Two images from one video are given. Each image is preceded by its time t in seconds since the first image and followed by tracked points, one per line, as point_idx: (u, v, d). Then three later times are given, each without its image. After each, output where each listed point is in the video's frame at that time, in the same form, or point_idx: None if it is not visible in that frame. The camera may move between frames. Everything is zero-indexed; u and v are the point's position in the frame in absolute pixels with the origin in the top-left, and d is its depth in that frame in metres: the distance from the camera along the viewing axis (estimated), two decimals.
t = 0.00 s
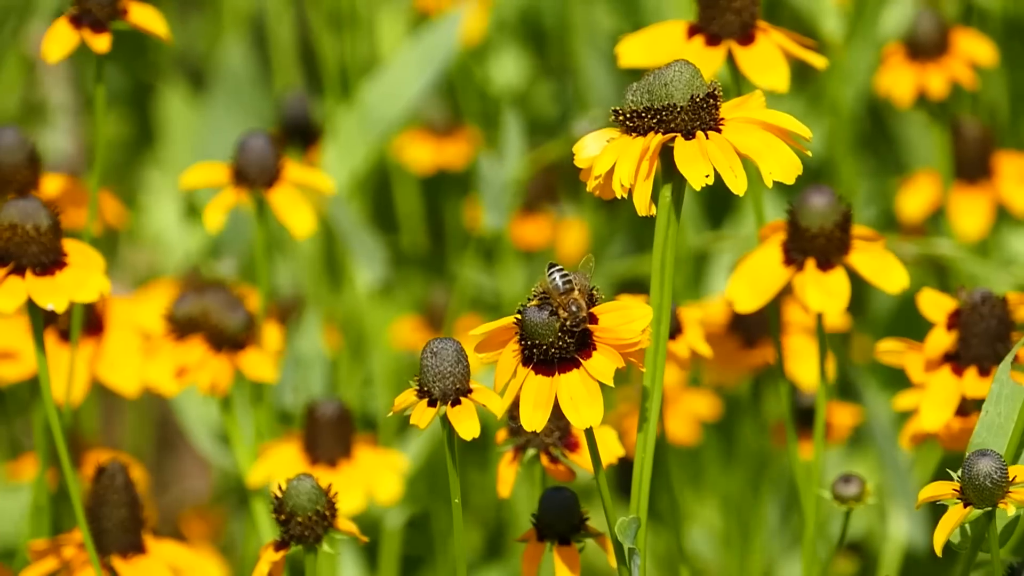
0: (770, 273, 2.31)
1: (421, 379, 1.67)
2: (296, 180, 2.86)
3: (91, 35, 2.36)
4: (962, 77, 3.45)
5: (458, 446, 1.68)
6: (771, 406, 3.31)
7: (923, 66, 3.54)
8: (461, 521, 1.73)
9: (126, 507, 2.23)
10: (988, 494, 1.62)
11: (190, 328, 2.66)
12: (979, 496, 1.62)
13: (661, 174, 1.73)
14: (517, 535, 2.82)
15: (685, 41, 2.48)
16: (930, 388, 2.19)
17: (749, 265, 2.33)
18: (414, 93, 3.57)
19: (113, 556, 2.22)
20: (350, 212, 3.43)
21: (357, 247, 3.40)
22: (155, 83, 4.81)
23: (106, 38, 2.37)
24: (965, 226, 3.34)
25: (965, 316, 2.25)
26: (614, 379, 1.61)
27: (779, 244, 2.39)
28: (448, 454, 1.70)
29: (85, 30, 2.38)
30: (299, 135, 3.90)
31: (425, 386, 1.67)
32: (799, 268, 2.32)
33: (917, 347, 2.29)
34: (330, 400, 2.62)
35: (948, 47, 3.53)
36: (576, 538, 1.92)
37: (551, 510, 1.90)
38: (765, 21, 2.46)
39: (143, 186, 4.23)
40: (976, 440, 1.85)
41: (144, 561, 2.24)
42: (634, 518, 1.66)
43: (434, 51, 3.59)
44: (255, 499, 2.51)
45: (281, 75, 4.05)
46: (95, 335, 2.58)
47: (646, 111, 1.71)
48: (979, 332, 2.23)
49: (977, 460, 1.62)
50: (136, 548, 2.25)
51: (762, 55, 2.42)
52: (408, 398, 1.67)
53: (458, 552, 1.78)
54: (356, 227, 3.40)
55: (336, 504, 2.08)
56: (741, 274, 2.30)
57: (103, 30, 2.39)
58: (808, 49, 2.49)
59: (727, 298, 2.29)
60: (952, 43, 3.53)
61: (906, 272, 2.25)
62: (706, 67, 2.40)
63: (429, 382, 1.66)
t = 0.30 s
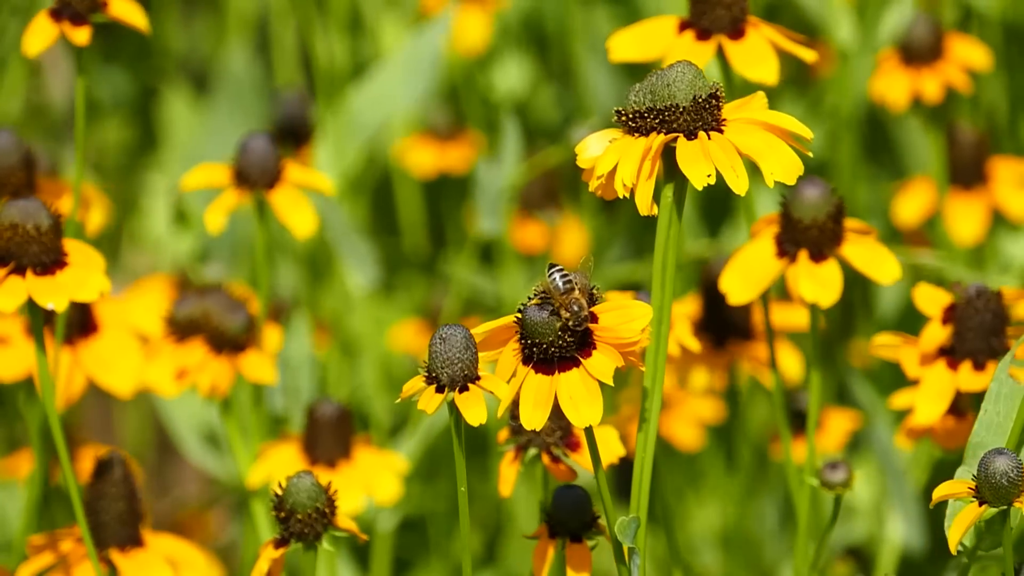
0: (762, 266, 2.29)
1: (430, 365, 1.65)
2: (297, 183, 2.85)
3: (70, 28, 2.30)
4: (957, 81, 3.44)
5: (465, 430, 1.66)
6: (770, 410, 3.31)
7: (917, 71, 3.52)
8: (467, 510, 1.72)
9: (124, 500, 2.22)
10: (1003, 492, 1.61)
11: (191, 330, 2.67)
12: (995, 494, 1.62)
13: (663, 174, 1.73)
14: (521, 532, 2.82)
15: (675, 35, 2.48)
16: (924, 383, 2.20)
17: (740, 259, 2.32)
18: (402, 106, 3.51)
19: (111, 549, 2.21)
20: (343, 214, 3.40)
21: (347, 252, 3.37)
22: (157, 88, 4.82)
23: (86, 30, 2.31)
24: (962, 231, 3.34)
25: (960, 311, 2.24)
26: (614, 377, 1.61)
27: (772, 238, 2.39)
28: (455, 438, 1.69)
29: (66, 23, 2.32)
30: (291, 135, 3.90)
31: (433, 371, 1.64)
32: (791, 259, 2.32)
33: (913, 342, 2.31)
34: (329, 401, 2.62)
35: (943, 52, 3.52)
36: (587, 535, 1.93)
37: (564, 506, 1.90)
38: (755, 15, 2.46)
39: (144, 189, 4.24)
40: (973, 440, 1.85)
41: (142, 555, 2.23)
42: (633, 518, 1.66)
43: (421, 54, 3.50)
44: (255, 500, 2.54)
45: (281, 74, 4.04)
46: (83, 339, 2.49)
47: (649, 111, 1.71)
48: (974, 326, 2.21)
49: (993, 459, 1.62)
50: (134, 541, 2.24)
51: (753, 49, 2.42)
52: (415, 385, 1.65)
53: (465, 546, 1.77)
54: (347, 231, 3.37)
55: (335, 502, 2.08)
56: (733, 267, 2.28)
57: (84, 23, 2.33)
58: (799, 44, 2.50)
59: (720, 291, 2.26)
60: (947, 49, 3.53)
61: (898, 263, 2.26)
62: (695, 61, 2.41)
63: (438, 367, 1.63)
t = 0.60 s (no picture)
0: (748, 256, 2.32)
1: (435, 361, 1.65)
2: (291, 186, 2.85)
3: (51, 25, 2.31)
4: (952, 85, 3.45)
5: (470, 426, 1.66)
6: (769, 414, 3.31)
7: (913, 76, 3.52)
8: (470, 511, 1.72)
9: (120, 496, 2.22)
10: (1007, 496, 1.61)
11: (184, 337, 2.67)
12: (999, 497, 1.62)
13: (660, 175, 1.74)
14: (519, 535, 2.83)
15: (661, 29, 2.49)
16: (911, 371, 2.21)
17: (726, 248, 2.34)
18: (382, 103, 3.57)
19: (108, 546, 2.21)
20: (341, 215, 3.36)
21: (347, 252, 3.38)
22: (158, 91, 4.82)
23: (66, 26, 2.32)
24: (957, 234, 3.33)
25: (947, 300, 2.25)
26: (613, 379, 1.61)
27: (758, 228, 2.41)
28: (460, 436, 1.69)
29: (46, 20, 2.33)
30: (284, 136, 3.91)
31: (438, 367, 1.64)
32: (776, 249, 2.34)
33: (900, 331, 2.31)
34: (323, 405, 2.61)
35: (938, 57, 3.54)
36: (595, 536, 1.92)
37: (574, 508, 1.91)
38: (740, 8, 2.46)
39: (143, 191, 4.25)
40: (971, 441, 1.85)
41: (138, 552, 2.23)
42: (632, 521, 1.66)
43: (404, 61, 3.49)
44: (247, 504, 2.54)
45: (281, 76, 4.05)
46: (75, 338, 2.45)
47: (646, 112, 1.72)
48: (961, 316, 2.22)
49: (997, 461, 1.62)
50: (131, 537, 2.24)
51: (738, 41, 2.42)
52: (420, 382, 1.65)
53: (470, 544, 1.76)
54: (347, 232, 3.36)
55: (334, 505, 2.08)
56: (719, 256, 2.31)
57: (64, 20, 2.33)
58: (785, 35, 2.49)
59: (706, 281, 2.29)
60: (942, 53, 3.54)
61: (884, 251, 2.27)
62: (679, 56, 2.41)
63: (443, 364, 1.64)
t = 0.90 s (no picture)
0: (734, 248, 2.31)
1: (431, 368, 1.64)
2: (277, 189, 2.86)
3: (35, 26, 2.31)
4: (951, 87, 3.45)
5: (466, 434, 1.67)
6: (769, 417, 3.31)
7: (912, 78, 3.51)
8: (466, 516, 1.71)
9: (117, 495, 2.22)
10: (1001, 499, 1.61)
11: (172, 343, 2.66)
12: (992, 501, 1.62)
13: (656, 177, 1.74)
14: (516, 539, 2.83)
15: (647, 22, 2.49)
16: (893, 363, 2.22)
17: (711, 240, 2.33)
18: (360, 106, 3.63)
19: (103, 544, 2.21)
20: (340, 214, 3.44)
21: (348, 255, 3.45)
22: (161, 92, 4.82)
23: (51, 29, 2.32)
24: (958, 236, 3.34)
25: (928, 292, 2.24)
26: (610, 382, 1.61)
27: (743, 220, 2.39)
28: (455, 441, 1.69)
29: (31, 22, 2.33)
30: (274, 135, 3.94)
31: (434, 375, 1.63)
32: (762, 241, 2.32)
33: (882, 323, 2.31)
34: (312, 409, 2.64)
35: (937, 57, 3.53)
36: (592, 536, 1.92)
37: (572, 509, 1.90)
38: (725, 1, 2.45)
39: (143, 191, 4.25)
40: (967, 444, 1.85)
41: (134, 549, 2.23)
42: (628, 523, 1.67)
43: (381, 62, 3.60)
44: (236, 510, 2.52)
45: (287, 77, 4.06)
46: (69, 336, 2.45)
47: (641, 114, 1.72)
48: (941, 307, 2.21)
49: (990, 465, 1.61)
50: (127, 536, 2.24)
51: (724, 35, 2.41)
52: (416, 389, 1.65)
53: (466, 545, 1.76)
54: (348, 234, 3.42)
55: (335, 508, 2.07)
56: (705, 248, 2.31)
57: (48, 22, 2.33)
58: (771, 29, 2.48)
59: (693, 274, 2.29)
60: (940, 54, 3.53)
61: (868, 242, 2.27)
62: (664, 49, 2.41)
63: (439, 371, 1.63)
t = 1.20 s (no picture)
0: (719, 242, 2.31)
1: (419, 382, 1.64)
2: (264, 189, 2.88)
3: (29, 34, 2.30)
4: (949, 85, 3.43)
5: (455, 446, 1.66)
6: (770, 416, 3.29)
7: (910, 75, 3.51)
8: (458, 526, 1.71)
9: (112, 495, 2.21)
10: (984, 501, 1.61)
11: (160, 345, 2.66)
12: (975, 503, 1.62)
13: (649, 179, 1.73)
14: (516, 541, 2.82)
15: (630, 18, 2.49)
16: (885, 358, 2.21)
17: (698, 234, 2.34)
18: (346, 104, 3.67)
19: (99, 544, 2.20)
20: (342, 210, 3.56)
21: (348, 250, 3.57)
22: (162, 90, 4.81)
23: (47, 36, 2.31)
24: (958, 234, 3.32)
25: (920, 286, 2.24)
26: (604, 386, 1.60)
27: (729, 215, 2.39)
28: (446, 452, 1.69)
29: (26, 30, 2.32)
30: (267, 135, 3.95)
31: (422, 389, 1.63)
32: (747, 236, 2.32)
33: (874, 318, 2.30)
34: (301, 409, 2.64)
35: (935, 56, 3.51)
36: (582, 540, 1.91)
37: (561, 510, 1.90)
38: None
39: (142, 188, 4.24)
40: (960, 445, 1.85)
41: (129, 549, 2.22)
42: (623, 527, 1.65)
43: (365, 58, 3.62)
44: (226, 512, 2.53)
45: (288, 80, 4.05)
46: (65, 335, 2.43)
47: (633, 116, 1.72)
48: (933, 301, 2.21)
49: (973, 467, 1.61)
50: (122, 536, 2.23)
51: (706, 30, 2.41)
52: (405, 403, 1.64)
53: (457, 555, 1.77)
54: (348, 229, 3.55)
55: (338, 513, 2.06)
56: (692, 242, 2.32)
57: (42, 30, 2.32)
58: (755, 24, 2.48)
59: (679, 268, 2.30)
60: (938, 52, 3.51)
61: (854, 236, 2.23)
62: (646, 44, 2.40)
63: (427, 385, 1.63)
